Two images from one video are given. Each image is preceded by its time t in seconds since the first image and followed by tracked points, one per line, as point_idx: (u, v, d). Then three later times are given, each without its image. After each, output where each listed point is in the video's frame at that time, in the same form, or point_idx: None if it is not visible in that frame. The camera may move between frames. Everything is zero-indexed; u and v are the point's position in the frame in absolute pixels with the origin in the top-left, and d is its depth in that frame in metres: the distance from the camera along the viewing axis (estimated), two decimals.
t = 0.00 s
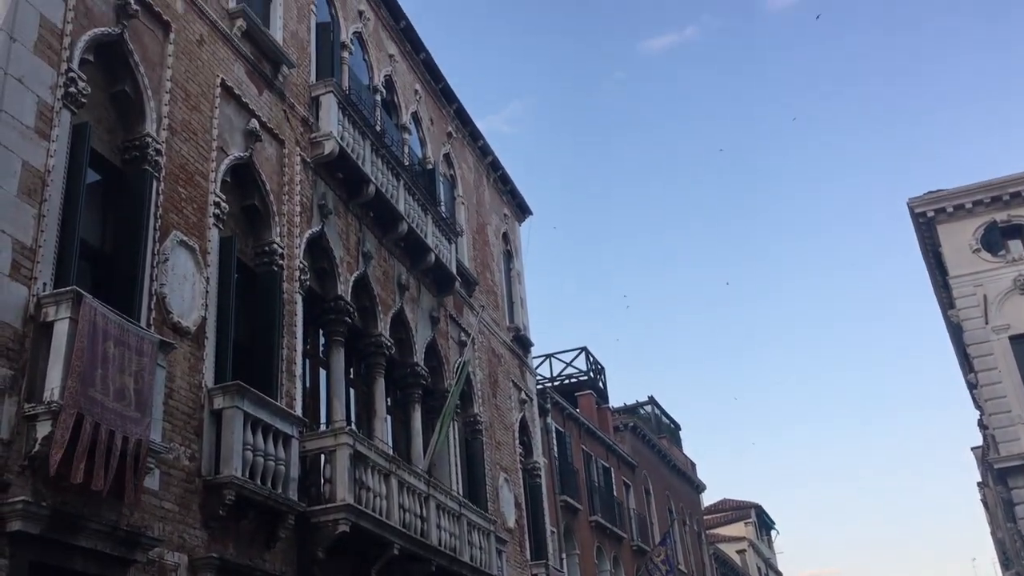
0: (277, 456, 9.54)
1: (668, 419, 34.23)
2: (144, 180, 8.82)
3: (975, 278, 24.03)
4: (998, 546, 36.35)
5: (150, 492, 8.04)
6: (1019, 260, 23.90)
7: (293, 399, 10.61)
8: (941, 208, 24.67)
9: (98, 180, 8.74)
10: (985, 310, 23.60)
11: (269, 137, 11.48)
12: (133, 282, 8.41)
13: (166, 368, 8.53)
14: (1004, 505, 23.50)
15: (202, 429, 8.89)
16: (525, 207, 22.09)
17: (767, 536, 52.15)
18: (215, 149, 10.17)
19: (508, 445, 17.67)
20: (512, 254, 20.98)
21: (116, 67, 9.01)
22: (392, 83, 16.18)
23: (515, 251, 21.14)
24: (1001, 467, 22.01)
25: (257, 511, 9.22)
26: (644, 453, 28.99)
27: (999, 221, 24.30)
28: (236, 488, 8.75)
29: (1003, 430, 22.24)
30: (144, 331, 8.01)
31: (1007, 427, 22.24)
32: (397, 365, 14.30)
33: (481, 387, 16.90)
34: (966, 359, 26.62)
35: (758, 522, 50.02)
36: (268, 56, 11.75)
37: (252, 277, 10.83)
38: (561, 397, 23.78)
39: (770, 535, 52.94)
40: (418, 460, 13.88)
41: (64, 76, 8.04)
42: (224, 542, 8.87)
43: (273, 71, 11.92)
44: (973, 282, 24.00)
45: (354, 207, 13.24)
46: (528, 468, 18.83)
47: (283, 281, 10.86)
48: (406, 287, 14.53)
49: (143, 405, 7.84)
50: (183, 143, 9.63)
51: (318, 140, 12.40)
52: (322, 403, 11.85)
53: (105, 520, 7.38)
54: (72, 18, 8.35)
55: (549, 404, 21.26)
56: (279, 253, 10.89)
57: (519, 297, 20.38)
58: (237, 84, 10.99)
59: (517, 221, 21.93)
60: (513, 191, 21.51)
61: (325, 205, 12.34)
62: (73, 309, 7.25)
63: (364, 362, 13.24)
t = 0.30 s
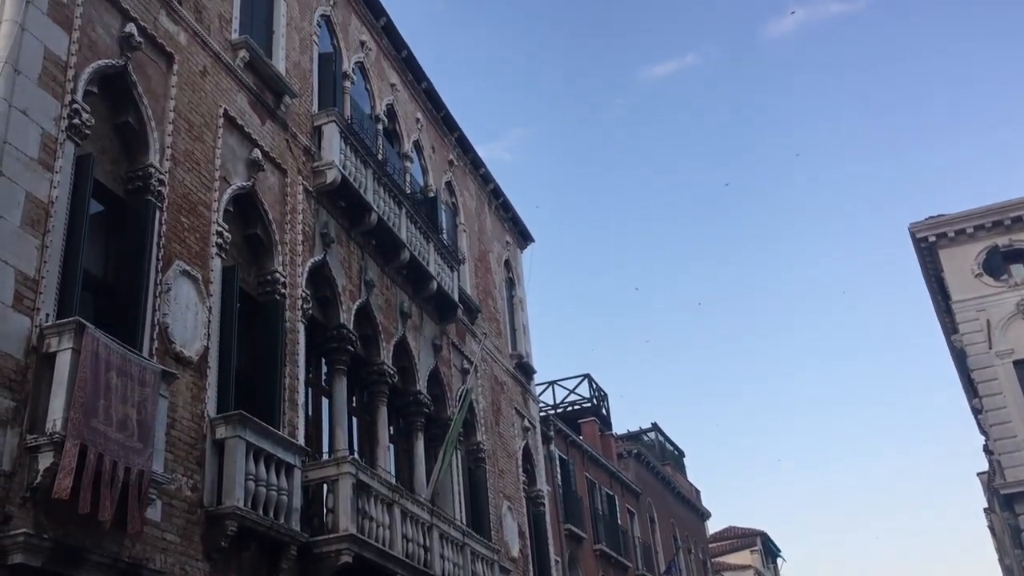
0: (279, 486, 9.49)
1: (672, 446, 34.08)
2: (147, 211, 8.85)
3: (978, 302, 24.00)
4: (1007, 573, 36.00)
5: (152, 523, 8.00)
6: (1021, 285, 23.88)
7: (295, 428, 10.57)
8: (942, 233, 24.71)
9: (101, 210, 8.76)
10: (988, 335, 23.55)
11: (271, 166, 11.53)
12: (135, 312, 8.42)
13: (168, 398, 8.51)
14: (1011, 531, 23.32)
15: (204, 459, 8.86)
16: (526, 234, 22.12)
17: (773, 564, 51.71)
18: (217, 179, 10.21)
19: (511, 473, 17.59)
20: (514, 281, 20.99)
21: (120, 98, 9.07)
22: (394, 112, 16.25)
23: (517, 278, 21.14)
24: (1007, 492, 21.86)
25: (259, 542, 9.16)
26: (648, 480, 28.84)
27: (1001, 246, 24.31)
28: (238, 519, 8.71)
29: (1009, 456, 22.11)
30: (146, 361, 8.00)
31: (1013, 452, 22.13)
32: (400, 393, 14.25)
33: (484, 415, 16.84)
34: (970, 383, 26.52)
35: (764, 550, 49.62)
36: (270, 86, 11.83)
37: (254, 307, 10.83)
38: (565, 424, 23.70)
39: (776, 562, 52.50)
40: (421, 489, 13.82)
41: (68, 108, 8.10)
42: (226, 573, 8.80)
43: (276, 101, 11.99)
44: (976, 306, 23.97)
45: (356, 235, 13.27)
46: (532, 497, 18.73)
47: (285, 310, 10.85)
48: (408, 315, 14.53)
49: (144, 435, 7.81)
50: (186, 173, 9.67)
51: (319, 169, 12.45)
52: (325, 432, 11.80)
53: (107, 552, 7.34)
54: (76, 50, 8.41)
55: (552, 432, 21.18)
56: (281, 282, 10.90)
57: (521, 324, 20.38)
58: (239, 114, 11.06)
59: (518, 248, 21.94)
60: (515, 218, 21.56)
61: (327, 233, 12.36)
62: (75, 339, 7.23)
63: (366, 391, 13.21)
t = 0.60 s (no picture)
0: (279, 516, 9.43)
1: (673, 473, 33.93)
2: (147, 240, 8.87)
3: (978, 327, 23.99)
4: None
5: (151, 554, 7.95)
6: (1021, 309, 23.87)
7: (295, 457, 10.53)
8: (941, 259, 24.78)
9: (101, 240, 8.78)
10: (989, 360, 23.52)
11: (271, 195, 11.57)
12: (135, 342, 8.40)
13: (167, 428, 8.48)
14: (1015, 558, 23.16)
15: (203, 489, 8.82)
16: (526, 261, 22.16)
17: None
18: (218, 208, 10.24)
19: (512, 501, 17.51)
20: (514, 308, 20.99)
21: (121, 128, 9.11)
22: (394, 140, 16.33)
23: (517, 305, 21.16)
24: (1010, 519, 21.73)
25: (259, 572, 9.09)
26: (650, 508, 28.68)
27: (1000, 271, 24.34)
28: (237, 549, 8.66)
29: (1012, 482, 22.00)
30: (146, 390, 7.98)
31: (1015, 478, 22.02)
32: (400, 422, 14.21)
33: (484, 443, 16.79)
34: (972, 409, 26.46)
35: None
36: (271, 115, 11.88)
37: (254, 335, 10.83)
38: (566, 451, 23.59)
39: None
40: (421, 518, 13.75)
41: (68, 138, 8.14)
42: None
43: (276, 130, 12.04)
44: (976, 332, 23.96)
45: (356, 263, 13.29)
46: (533, 525, 18.62)
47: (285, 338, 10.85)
48: (408, 343, 14.52)
49: (144, 465, 7.78)
50: (187, 203, 9.71)
51: (319, 198, 12.49)
52: (325, 461, 11.75)
53: None
54: (78, 81, 8.46)
55: (553, 459, 21.11)
56: (281, 310, 10.92)
57: (521, 351, 20.37)
58: (239, 143, 11.11)
59: (518, 275, 21.96)
60: (514, 245, 21.60)
61: (327, 262, 12.38)
62: (75, 370, 7.22)
63: (366, 419, 13.18)
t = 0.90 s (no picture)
0: (277, 543, 9.34)
1: (674, 499, 33.78)
2: (146, 265, 8.86)
3: (979, 352, 23.96)
4: None
5: None
6: (1021, 333, 23.83)
7: (293, 483, 10.47)
8: (941, 283, 24.83)
9: (100, 266, 8.77)
10: (990, 385, 23.46)
11: (270, 220, 11.58)
12: (133, 367, 8.37)
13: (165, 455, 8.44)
14: None
15: (201, 516, 8.75)
16: (525, 286, 22.16)
17: None
18: (217, 233, 10.24)
19: (511, 527, 17.40)
20: (513, 333, 20.96)
21: (120, 154, 9.13)
22: (393, 166, 16.38)
23: (517, 330, 21.14)
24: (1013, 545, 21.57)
25: None
26: (650, 534, 28.49)
27: (999, 295, 24.34)
28: None
29: (1014, 507, 21.87)
30: (144, 417, 7.95)
31: (1017, 503, 21.89)
32: (399, 447, 14.14)
33: (484, 468, 16.70)
34: (973, 434, 26.36)
35: None
36: (270, 141, 11.92)
37: (253, 360, 10.80)
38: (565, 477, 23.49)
39: None
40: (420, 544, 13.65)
41: (68, 164, 8.16)
42: None
43: (276, 156, 12.07)
44: (977, 356, 23.92)
45: (355, 288, 13.28)
46: (533, 551, 18.48)
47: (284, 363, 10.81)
48: (408, 368, 14.48)
49: (141, 492, 7.73)
50: (186, 228, 9.71)
51: (319, 223, 12.50)
52: (323, 487, 11.67)
53: None
54: (78, 107, 8.49)
55: (553, 485, 21.01)
56: (280, 335, 10.90)
57: (520, 376, 20.32)
58: (239, 168, 11.13)
59: (517, 299, 21.95)
60: (513, 270, 21.60)
61: (327, 286, 12.38)
62: (72, 397, 7.19)
63: (365, 445, 13.12)
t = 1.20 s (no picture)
0: (275, 567, 9.24)
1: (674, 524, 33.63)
2: (146, 288, 8.86)
3: (980, 376, 23.91)
4: None
5: None
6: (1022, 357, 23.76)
7: (292, 508, 10.41)
8: (941, 306, 24.86)
9: (101, 289, 8.77)
10: (991, 409, 23.39)
11: (271, 243, 11.59)
12: (132, 391, 8.35)
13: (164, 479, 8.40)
14: None
15: (199, 540, 8.70)
16: (525, 309, 22.16)
17: None
18: (217, 257, 10.25)
19: (511, 552, 17.30)
20: (513, 356, 20.93)
21: (121, 178, 9.15)
22: (393, 190, 16.42)
23: (517, 353, 21.10)
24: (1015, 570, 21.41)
25: None
26: (651, 559, 28.32)
27: (1000, 319, 24.33)
28: None
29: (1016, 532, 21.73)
30: (142, 440, 7.92)
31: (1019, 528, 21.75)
32: (398, 471, 14.07)
33: (483, 492, 16.62)
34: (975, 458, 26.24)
35: None
36: (271, 165, 11.95)
37: (252, 383, 10.77)
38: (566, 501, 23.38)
39: None
40: (420, 569, 13.56)
41: (69, 188, 8.18)
42: None
43: (276, 179, 12.09)
44: (977, 380, 23.87)
45: (355, 311, 13.28)
46: None
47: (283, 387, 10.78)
48: (407, 392, 14.45)
49: (139, 517, 7.68)
50: (186, 252, 9.72)
51: (319, 246, 12.51)
52: (322, 512, 11.60)
53: None
54: (80, 131, 8.53)
55: (553, 510, 20.90)
56: (279, 359, 10.88)
57: (520, 399, 20.27)
58: (240, 192, 11.16)
59: (517, 322, 21.93)
60: (513, 293, 21.60)
61: (327, 309, 12.37)
62: (71, 420, 7.16)
63: (364, 468, 13.07)
